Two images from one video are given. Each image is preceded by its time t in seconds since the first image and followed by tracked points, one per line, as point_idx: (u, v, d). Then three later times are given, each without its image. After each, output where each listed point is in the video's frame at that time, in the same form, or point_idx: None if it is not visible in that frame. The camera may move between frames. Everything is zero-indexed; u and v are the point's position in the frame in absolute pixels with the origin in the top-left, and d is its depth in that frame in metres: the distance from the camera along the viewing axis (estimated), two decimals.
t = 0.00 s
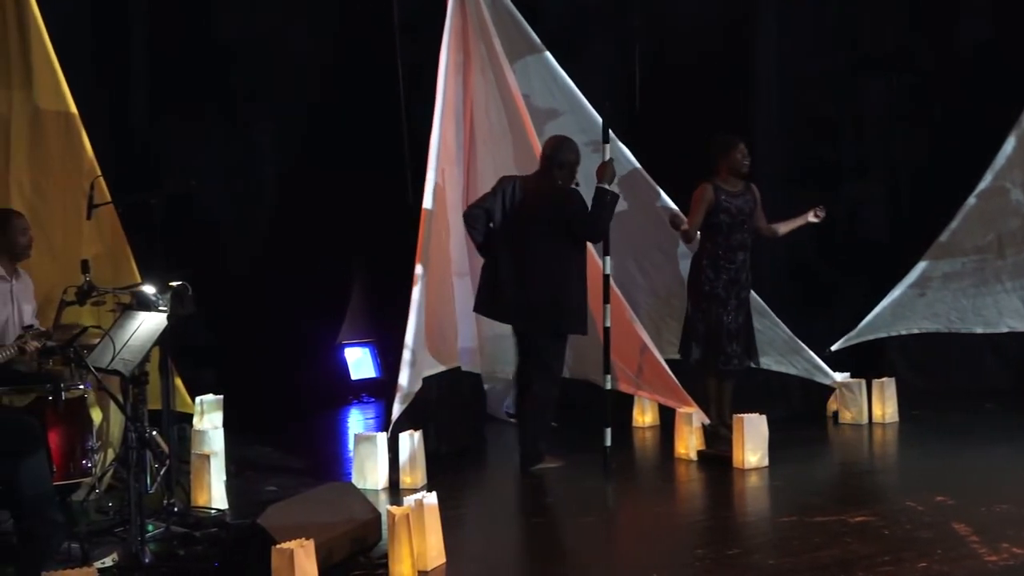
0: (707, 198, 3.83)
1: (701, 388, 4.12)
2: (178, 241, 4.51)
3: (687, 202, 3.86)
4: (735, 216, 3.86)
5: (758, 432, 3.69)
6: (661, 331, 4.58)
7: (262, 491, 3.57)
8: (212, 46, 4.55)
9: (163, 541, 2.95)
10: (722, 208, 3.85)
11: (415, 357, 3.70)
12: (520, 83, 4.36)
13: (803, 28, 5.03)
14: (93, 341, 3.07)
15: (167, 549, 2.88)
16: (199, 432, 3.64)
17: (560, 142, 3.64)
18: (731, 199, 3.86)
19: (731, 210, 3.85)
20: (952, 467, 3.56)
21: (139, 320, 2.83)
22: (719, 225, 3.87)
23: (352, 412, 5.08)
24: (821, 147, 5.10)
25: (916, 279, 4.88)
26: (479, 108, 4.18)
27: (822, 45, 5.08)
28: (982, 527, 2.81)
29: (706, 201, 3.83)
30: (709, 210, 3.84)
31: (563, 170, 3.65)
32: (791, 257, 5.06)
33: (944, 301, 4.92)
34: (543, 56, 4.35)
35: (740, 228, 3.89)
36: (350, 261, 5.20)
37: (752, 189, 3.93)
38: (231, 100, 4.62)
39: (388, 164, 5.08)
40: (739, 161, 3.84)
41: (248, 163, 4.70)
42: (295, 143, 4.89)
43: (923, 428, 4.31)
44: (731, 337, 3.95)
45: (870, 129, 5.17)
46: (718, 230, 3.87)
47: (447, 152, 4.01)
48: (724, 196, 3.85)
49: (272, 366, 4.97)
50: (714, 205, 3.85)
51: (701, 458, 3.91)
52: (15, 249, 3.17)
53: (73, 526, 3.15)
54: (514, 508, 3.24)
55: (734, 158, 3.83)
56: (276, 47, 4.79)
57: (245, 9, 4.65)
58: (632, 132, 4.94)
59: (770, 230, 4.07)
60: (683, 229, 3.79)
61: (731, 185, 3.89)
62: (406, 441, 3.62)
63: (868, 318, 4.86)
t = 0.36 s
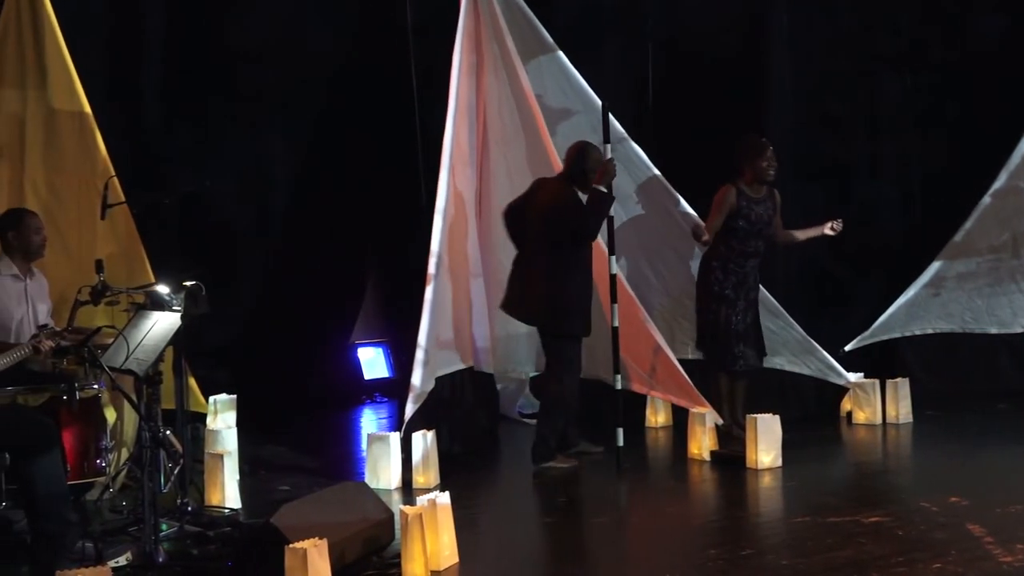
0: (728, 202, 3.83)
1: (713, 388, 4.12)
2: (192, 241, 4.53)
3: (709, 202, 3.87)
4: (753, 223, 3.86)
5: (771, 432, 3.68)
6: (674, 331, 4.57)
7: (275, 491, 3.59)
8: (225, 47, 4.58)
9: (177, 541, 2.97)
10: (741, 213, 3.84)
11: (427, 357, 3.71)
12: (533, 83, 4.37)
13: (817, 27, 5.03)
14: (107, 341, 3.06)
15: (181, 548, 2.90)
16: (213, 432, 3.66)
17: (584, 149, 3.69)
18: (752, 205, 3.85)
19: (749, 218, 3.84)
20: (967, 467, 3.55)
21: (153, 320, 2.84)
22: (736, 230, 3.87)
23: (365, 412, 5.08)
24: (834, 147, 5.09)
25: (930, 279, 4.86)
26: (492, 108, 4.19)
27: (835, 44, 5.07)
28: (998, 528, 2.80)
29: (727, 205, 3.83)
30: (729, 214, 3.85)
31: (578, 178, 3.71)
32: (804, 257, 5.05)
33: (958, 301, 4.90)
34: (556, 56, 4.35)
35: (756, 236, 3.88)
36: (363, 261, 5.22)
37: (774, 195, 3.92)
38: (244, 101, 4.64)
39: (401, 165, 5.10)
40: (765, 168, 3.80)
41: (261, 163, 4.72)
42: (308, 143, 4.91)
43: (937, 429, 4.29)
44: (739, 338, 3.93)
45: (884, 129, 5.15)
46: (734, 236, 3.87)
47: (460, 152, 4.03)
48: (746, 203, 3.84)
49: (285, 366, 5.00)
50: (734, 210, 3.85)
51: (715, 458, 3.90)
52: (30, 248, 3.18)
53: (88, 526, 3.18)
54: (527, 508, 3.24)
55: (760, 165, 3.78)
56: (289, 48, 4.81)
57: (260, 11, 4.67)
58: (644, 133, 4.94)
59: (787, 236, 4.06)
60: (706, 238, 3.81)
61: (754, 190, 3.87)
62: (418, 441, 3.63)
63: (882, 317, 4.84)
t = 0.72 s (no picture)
0: (745, 202, 3.82)
1: (727, 388, 4.12)
2: (207, 242, 4.56)
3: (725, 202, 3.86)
4: (769, 224, 3.85)
5: (786, 432, 3.68)
6: (688, 330, 4.57)
7: (290, 490, 3.62)
8: (240, 47, 4.60)
9: (192, 540, 2.99)
10: (757, 214, 3.83)
11: (441, 356, 3.72)
12: (547, 83, 4.37)
13: (831, 27, 5.01)
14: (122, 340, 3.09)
15: (195, 547, 2.92)
16: (228, 431, 3.68)
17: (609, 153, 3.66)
18: (768, 207, 3.83)
19: (765, 219, 3.83)
20: (983, 468, 3.54)
21: (168, 320, 2.86)
22: (751, 231, 3.86)
23: (378, 412, 5.07)
24: (849, 147, 5.08)
25: (945, 279, 4.83)
26: (507, 107, 4.20)
27: (849, 44, 5.05)
28: (1013, 529, 2.79)
29: (743, 206, 3.82)
30: (745, 215, 3.83)
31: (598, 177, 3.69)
32: (818, 257, 5.04)
33: (973, 301, 4.87)
34: (570, 56, 4.35)
35: (771, 237, 3.88)
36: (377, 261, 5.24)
37: (790, 197, 3.90)
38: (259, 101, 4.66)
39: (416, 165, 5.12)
40: (782, 170, 3.77)
41: (276, 164, 4.75)
42: (323, 144, 4.93)
43: (953, 429, 4.28)
44: (751, 338, 3.94)
45: (900, 129, 5.14)
46: (749, 236, 3.87)
47: (474, 152, 4.03)
48: (762, 204, 3.83)
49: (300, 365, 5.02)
50: (750, 211, 3.84)
51: (729, 458, 3.90)
52: (46, 247, 3.21)
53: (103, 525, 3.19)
54: (542, 508, 3.25)
55: (776, 166, 3.75)
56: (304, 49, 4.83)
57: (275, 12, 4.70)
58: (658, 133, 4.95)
59: (803, 238, 4.05)
60: (723, 238, 3.80)
61: (770, 191, 3.85)
62: (432, 440, 3.64)
63: (897, 317, 4.81)
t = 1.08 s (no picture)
0: (758, 202, 3.81)
1: (743, 388, 4.11)
2: (225, 242, 4.59)
3: (740, 201, 3.85)
4: (784, 223, 3.83)
5: (803, 433, 3.67)
6: (704, 330, 4.57)
7: (307, 489, 3.64)
8: (257, 49, 4.64)
9: (209, 539, 3.01)
10: (772, 214, 3.82)
11: (458, 356, 3.73)
12: (564, 83, 4.37)
13: (848, 26, 5.00)
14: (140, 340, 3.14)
15: (212, 546, 2.94)
16: (244, 430, 3.70)
17: (617, 154, 3.73)
18: (782, 206, 3.82)
19: (780, 217, 3.81)
20: (1002, 469, 3.52)
21: (185, 320, 2.88)
22: (766, 231, 3.85)
23: (394, 412, 5.09)
24: (865, 147, 5.06)
25: (964, 279, 4.81)
26: (523, 107, 4.20)
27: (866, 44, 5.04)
28: None
29: (757, 205, 3.81)
30: (759, 214, 3.83)
31: (604, 175, 3.77)
32: (834, 258, 5.03)
33: (991, 301, 4.83)
34: (586, 56, 4.35)
35: (786, 236, 3.86)
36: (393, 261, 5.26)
37: (805, 196, 3.88)
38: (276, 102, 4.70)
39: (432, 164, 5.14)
40: (796, 169, 3.76)
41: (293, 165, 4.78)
42: (340, 144, 4.95)
43: (971, 430, 4.26)
44: (769, 339, 3.94)
45: (917, 128, 5.12)
46: (764, 236, 3.86)
47: (490, 151, 4.04)
48: (776, 203, 3.81)
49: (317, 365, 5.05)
50: (765, 210, 3.83)
51: (746, 458, 3.90)
52: (65, 247, 3.25)
53: (120, 523, 3.22)
54: (557, 507, 3.26)
55: (790, 165, 3.74)
56: (320, 50, 4.86)
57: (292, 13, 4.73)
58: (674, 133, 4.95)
59: (818, 237, 4.03)
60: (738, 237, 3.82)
61: (785, 190, 3.84)
62: (448, 440, 3.65)
63: (914, 318, 4.80)
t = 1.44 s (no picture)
0: (768, 198, 3.81)
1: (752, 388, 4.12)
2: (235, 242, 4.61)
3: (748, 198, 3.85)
4: (792, 221, 3.83)
5: (813, 433, 3.67)
6: (714, 330, 4.57)
7: (317, 488, 3.65)
8: (268, 49, 4.65)
9: (218, 538, 3.03)
10: (781, 211, 3.82)
11: (468, 356, 3.73)
12: (574, 83, 4.38)
13: (858, 26, 5.00)
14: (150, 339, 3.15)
15: (222, 546, 2.95)
16: (254, 429, 3.71)
17: (597, 147, 3.76)
18: (791, 204, 3.82)
19: (789, 215, 3.82)
20: (1014, 469, 3.51)
21: (195, 320, 2.89)
22: (774, 228, 3.85)
23: (404, 412, 5.10)
24: (876, 145, 5.05)
25: (975, 279, 4.78)
26: (533, 107, 4.21)
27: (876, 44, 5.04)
28: None
29: (766, 203, 3.82)
30: (768, 211, 3.83)
31: (588, 168, 3.80)
32: (845, 257, 5.02)
33: (1003, 301, 4.80)
34: (596, 56, 4.35)
35: (794, 234, 3.86)
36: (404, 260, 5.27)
37: (812, 196, 3.90)
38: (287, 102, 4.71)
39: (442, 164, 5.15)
40: (806, 167, 3.77)
41: (304, 164, 4.80)
42: (350, 144, 4.96)
43: (982, 431, 4.24)
44: (778, 339, 3.94)
45: (928, 128, 5.11)
46: (772, 233, 3.85)
47: (500, 151, 4.05)
48: (785, 201, 3.82)
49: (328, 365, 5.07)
50: (774, 207, 3.83)
51: (756, 458, 3.89)
52: (75, 247, 3.27)
53: (131, 522, 3.23)
54: (566, 507, 3.27)
55: (801, 164, 3.76)
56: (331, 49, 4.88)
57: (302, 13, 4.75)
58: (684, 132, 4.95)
59: (823, 238, 4.04)
60: (745, 236, 3.82)
61: (793, 189, 3.84)
62: (458, 440, 3.66)
63: (925, 318, 4.78)
